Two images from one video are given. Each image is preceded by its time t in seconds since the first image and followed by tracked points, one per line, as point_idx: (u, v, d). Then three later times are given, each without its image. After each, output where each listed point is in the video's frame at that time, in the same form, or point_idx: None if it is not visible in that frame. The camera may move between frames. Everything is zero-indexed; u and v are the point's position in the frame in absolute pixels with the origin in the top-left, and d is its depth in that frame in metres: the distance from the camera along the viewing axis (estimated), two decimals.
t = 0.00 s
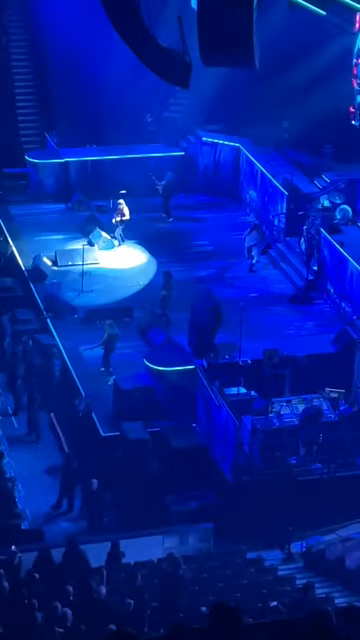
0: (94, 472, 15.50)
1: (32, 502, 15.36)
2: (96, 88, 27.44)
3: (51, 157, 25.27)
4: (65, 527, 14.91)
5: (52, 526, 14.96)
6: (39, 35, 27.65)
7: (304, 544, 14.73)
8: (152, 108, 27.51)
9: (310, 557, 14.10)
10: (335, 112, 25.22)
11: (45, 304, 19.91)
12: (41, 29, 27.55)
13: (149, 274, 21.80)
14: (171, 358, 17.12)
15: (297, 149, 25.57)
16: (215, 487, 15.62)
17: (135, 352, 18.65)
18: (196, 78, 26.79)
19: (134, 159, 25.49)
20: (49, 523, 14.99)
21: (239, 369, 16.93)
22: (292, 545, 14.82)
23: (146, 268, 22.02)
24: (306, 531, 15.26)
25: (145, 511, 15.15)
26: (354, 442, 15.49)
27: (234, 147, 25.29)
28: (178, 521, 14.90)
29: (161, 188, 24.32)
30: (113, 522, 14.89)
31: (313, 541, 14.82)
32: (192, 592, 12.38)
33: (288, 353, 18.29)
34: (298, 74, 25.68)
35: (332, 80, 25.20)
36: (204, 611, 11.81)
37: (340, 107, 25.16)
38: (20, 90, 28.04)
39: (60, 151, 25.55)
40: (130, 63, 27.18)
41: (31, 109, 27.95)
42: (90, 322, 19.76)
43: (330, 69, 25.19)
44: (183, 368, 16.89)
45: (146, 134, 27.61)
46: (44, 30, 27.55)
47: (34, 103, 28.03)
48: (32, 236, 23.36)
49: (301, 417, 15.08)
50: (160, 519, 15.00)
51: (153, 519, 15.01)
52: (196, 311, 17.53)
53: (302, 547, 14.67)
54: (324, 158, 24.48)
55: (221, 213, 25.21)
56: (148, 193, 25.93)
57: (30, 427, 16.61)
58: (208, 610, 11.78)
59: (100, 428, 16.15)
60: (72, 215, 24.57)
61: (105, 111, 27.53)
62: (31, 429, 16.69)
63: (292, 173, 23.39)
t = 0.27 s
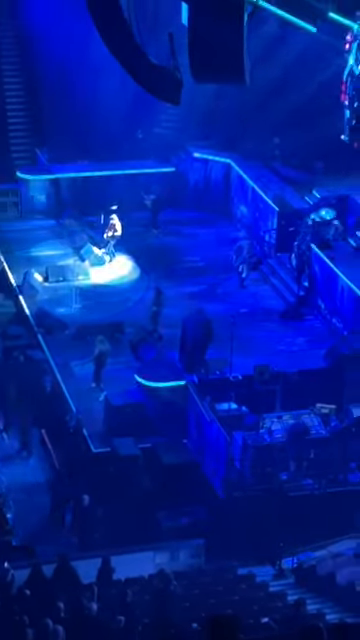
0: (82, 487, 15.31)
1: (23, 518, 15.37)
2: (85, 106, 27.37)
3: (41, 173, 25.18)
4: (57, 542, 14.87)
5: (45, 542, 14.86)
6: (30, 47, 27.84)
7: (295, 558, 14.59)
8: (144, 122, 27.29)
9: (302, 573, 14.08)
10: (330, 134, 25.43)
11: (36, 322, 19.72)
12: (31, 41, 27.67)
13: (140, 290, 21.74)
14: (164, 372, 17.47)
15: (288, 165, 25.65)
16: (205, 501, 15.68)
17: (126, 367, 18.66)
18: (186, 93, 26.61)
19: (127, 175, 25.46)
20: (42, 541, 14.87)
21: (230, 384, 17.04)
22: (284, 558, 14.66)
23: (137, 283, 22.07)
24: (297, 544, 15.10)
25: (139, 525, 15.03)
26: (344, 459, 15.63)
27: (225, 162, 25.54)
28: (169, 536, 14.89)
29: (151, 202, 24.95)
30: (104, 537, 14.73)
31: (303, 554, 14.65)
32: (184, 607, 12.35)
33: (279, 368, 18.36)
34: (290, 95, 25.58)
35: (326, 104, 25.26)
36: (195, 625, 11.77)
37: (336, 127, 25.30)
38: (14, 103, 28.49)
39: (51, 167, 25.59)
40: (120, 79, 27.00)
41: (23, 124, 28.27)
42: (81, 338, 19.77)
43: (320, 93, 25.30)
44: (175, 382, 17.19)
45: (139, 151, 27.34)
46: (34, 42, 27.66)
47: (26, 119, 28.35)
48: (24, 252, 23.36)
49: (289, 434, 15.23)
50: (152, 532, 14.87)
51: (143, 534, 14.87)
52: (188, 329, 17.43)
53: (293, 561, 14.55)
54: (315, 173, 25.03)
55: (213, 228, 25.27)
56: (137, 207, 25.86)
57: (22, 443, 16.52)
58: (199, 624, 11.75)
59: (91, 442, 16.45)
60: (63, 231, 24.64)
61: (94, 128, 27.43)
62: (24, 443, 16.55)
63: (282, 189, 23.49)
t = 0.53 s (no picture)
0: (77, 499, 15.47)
1: (16, 527, 15.33)
2: (80, 113, 27.14)
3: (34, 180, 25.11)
4: (50, 552, 14.83)
5: (37, 551, 14.86)
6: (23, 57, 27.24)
7: (289, 568, 14.59)
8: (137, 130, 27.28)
9: (295, 582, 14.04)
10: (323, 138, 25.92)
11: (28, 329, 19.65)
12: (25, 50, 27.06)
13: (132, 298, 21.75)
14: (155, 381, 17.32)
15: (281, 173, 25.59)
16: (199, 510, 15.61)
17: (119, 375, 18.59)
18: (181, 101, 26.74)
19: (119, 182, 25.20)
20: (34, 549, 14.87)
21: (224, 392, 16.93)
22: (277, 568, 14.70)
23: (130, 291, 22.06)
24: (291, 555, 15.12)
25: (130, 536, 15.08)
26: (338, 466, 15.58)
27: (219, 170, 25.54)
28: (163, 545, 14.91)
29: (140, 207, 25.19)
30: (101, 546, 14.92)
31: (297, 564, 14.66)
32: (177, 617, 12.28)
33: (272, 376, 18.30)
34: (282, 100, 25.74)
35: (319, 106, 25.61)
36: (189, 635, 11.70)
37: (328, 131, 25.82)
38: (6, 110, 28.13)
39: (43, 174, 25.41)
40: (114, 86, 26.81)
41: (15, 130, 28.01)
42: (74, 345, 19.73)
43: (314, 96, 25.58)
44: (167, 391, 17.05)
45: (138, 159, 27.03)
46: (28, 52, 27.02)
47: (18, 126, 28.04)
48: (16, 259, 23.35)
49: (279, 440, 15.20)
50: (146, 540, 15.02)
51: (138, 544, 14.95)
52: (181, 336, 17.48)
53: (286, 571, 14.57)
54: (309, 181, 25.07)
55: (206, 236, 25.28)
56: (129, 216, 25.46)
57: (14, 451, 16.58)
58: (192, 633, 11.68)
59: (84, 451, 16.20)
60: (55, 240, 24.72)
61: (88, 135, 27.23)
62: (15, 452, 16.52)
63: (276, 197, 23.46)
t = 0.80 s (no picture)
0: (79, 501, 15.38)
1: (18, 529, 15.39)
2: (81, 117, 27.72)
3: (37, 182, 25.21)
4: (52, 554, 14.88)
5: (38, 553, 14.92)
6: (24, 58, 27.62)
7: (290, 570, 14.64)
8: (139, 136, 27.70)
9: (296, 584, 14.07)
10: (324, 142, 25.37)
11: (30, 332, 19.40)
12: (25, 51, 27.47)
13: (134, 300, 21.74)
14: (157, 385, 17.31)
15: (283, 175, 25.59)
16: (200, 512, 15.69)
17: (121, 377, 18.65)
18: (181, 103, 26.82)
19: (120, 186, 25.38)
20: (35, 551, 14.94)
21: (225, 394, 16.99)
22: (278, 571, 14.75)
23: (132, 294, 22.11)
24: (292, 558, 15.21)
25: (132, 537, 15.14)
26: (340, 468, 15.50)
27: (220, 173, 25.49)
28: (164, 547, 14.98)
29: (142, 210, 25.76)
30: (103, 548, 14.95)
31: (298, 567, 14.70)
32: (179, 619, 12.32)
33: (274, 378, 18.33)
34: (283, 102, 25.52)
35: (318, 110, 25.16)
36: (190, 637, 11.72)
37: (330, 134, 25.23)
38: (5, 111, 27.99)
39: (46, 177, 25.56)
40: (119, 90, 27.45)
41: (15, 131, 27.92)
42: (75, 347, 19.80)
43: (313, 100, 25.17)
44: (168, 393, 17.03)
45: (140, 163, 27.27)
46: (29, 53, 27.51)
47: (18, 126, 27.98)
48: (18, 262, 23.41)
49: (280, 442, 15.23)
50: (148, 542, 15.12)
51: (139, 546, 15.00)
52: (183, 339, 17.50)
53: (288, 573, 14.61)
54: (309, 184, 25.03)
55: (207, 238, 25.34)
56: (127, 221, 25.69)
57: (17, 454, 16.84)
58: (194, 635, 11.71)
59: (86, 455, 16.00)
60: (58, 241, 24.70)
61: (88, 140, 27.83)
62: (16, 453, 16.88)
63: (277, 200, 23.52)
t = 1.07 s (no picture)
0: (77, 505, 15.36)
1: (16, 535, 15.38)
2: (79, 120, 27.69)
3: (35, 187, 25.24)
4: (50, 560, 14.89)
5: (36, 559, 14.92)
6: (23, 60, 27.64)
7: (288, 576, 14.63)
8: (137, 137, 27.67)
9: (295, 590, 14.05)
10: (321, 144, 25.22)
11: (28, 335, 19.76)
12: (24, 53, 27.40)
13: (132, 306, 21.72)
14: (155, 390, 17.40)
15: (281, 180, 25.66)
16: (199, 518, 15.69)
17: (119, 382, 18.59)
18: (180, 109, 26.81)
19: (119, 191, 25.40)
20: (33, 556, 14.94)
21: (223, 399, 17.01)
22: (276, 576, 14.73)
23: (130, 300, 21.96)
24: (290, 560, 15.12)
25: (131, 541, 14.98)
26: (336, 475, 15.59)
27: (218, 178, 25.52)
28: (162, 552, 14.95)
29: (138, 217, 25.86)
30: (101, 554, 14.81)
31: (296, 573, 14.68)
32: (177, 625, 12.30)
33: (272, 383, 18.32)
34: (281, 105, 25.46)
35: (316, 112, 24.97)
36: None
37: (329, 135, 24.94)
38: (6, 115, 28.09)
39: (44, 182, 25.55)
40: (114, 93, 27.40)
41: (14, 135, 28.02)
42: (74, 352, 19.73)
43: (311, 102, 24.95)
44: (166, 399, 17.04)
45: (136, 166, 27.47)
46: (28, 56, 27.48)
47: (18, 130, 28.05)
48: (17, 267, 23.39)
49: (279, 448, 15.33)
50: (146, 547, 14.99)
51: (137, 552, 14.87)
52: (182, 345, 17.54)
53: (286, 579, 14.59)
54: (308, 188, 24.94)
55: (205, 243, 25.34)
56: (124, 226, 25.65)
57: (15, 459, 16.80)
58: None
59: (84, 458, 16.05)
60: (57, 246, 24.63)
61: (88, 143, 27.83)
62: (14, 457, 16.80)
63: (276, 205, 23.53)
